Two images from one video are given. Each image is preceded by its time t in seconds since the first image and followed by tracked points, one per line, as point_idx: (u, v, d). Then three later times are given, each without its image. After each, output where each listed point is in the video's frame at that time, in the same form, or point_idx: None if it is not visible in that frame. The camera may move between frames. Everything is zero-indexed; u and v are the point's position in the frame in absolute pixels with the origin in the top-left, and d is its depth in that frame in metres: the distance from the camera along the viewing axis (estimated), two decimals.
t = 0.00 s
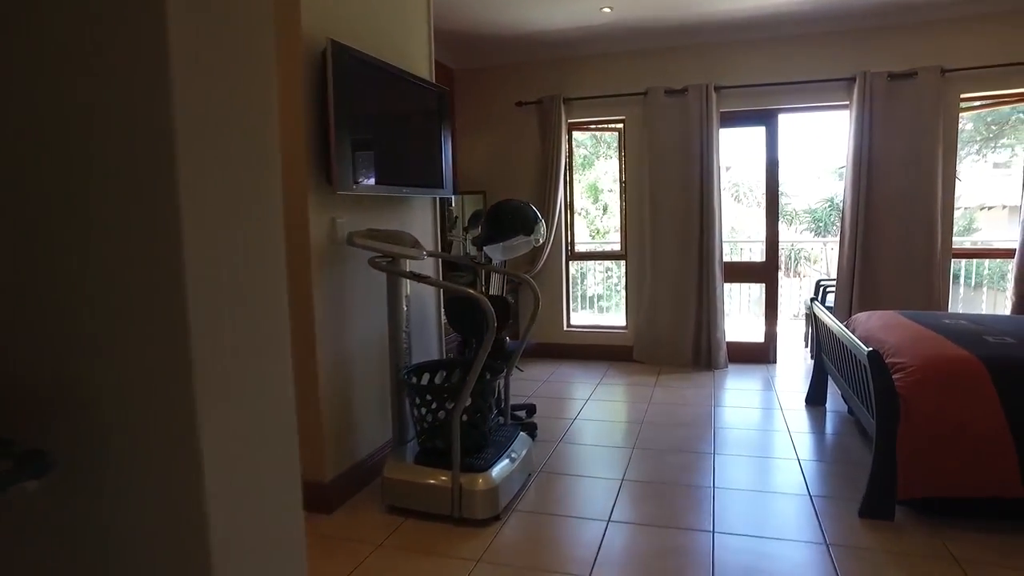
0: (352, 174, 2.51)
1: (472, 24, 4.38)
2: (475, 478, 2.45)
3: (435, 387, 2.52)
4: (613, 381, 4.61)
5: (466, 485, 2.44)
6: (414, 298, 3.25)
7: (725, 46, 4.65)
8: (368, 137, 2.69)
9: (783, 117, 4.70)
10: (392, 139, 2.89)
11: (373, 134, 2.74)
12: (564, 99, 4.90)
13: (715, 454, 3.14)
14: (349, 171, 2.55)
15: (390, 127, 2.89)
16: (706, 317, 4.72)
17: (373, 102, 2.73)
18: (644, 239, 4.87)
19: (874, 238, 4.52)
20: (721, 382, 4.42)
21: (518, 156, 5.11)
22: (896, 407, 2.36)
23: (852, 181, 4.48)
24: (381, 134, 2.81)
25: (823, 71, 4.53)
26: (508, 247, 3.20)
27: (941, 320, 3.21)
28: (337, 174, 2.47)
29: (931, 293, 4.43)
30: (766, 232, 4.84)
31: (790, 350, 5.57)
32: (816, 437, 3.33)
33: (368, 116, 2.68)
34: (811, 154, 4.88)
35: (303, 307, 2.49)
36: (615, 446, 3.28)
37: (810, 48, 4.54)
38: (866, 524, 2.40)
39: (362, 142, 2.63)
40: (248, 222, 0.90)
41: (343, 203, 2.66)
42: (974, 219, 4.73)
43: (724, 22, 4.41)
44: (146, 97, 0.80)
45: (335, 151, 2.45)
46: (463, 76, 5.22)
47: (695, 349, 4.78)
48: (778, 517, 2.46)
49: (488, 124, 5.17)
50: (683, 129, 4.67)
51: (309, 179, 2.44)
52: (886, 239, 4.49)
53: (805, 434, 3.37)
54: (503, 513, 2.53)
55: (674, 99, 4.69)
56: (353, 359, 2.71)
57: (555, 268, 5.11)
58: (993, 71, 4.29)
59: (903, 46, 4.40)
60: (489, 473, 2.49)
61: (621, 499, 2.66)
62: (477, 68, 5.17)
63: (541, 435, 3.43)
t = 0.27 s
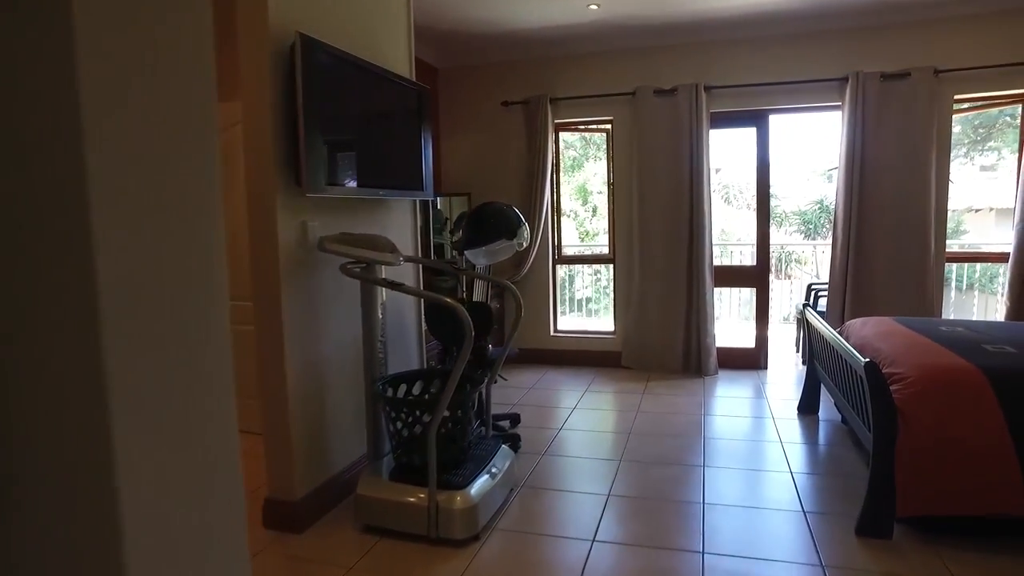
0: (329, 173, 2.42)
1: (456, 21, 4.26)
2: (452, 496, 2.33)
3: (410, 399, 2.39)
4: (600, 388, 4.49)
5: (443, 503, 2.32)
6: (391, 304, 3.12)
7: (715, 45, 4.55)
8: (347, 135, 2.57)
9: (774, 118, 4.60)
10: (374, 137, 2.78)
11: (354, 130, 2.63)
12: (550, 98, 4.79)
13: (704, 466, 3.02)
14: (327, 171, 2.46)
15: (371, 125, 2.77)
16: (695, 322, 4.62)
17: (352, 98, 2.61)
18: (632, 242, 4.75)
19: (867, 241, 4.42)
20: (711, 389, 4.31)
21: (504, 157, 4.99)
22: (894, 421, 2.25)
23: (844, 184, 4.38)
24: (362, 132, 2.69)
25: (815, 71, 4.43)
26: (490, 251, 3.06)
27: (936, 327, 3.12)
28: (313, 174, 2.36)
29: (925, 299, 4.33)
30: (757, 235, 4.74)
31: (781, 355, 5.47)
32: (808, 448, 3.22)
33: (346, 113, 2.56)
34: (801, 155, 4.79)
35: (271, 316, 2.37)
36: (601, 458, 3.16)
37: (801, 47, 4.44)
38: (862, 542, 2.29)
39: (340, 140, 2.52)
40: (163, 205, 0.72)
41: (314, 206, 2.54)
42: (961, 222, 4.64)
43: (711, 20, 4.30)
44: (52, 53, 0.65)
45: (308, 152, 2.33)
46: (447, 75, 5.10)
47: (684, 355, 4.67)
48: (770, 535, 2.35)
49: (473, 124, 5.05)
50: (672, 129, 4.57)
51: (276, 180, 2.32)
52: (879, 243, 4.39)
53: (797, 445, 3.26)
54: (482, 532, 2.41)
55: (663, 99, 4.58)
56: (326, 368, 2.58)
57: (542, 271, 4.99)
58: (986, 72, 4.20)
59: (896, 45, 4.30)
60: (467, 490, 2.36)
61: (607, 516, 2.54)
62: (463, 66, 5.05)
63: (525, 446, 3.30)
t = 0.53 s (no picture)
0: (309, 174, 2.36)
1: (436, 16, 4.13)
2: (424, 514, 2.20)
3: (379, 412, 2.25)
4: (586, 395, 4.36)
5: (414, 521, 2.19)
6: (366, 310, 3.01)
7: (704, 42, 4.43)
8: (317, 132, 2.46)
9: (763, 117, 4.50)
10: (345, 134, 2.66)
11: (324, 127, 2.52)
12: (534, 96, 4.67)
13: (691, 477, 2.90)
14: (306, 171, 2.40)
15: (342, 122, 2.64)
16: (684, 326, 4.50)
17: (320, 93, 2.49)
18: (619, 245, 4.63)
19: (858, 244, 4.31)
20: (700, 395, 4.19)
21: (487, 157, 4.86)
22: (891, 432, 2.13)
23: (835, 185, 4.27)
24: (332, 128, 2.58)
25: (806, 69, 4.32)
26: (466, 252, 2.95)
27: (932, 332, 3.00)
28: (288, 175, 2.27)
29: (917, 303, 4.22)
30: (746, 237, 4.63)
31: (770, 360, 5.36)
32: (799, 458, 3.10)
33: (315, 109, 2.44)
34: (791, 155, 4.68)
35: (231, 324, 2.22)
36: (585, 469, 3.03)
37: (792, 44, 4.33)
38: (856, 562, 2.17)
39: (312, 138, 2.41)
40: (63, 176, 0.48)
41: (280, 206, 2.39)
42: (948, 224, 4.55)
43: (699, 16, 4.19)
44: None
45: (277, 152, 2.20)
46: (430, 72, 4.96)
47: (672, 359, 4.55)
48: (759, 553, 2.23)
49: (456, 122, 4.92)
50: (659, 129, 4.45)
51: (237, 179, 2.16)
52: (871, 246, 4.28)
53: (788, 454, 3.15)
54: (456, 552, 2.27)
55: (650, 97, 4.47)
56: (292, 378, 2.44)
57: (526, 274, 4.86)
58: (979, 71, 4.11)
59: (888, 43, 4.20)
60: (439, 509, 2.23)
61: (588, 534, 2.41)
62: (445, 64, 4.92)
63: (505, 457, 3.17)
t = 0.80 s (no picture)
0: (284, 176, 2.30)
1: (415, 12, 3.98)
2: (392, 539, 2.05)
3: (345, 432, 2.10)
4: (571, 404, 4.21)
5: (381, 547, 2.05)
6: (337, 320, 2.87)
7: (692, 40, 4.31)
8: (283, 132, 2.33)
9: (752, 117, 4.38)
10: (314, 133, 2.53)
11: (291, 126, 2.39)
12: (518, 96, 4.53)
13: (679, 495, 2.76)
14: (281, 173, 2.34)
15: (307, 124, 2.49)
16: (672, 332, 4.36)
17: (286, 90, 2.35)
18: (604, 249, 4.49)
19: (850, 248, 4.19)
20: (689, 404, 4.06)
21: (469, 158, 4.71)
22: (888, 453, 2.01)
23: (826, 188, 4.15)
24: (300, 127, 2.45)
25: (797, 68, 4.20)
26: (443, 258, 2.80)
27: (929, 342, 2.88)
28: (259, 178, 2.20)
29: (911, 309, 4.10)
30: (736, 240, 4.50)
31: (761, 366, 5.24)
32: (791, 472, 2.97)
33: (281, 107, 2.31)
34: (781, 156, 4.57)
35: (185, 337, 2.06)
36: (568, 486, 2.89)
37: (782, 43, 4.21)
38: None
39: (279, 139, 2.29)
40: None
41: (240, 210, 2.24)
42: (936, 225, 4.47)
43: (687, 13, 4.05)
44: None
45: (238, 157, 2.07)
46: (410, 70, 4.82)
47: (660, 367, 4.42)
48: None
49: (438, 122, 4.78)
50: (646, 129, 4.32)
51: (188, 181, 2.00)
52: (863, 250, 4.16)
53: (779, 468, 3.02)
54: None
55: (637, 97, 4.33)
56: (253, 395, 2.29)
57: (510, 279, 4.72)
58: (973, 71, 3.99)
59: (879, 42, 4.09)
60: (409, 534, 2.09)
61: (569, 558, 2.27)
62: (426, 62, 4.78)
63: (485, 474, 3.02)
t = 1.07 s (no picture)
0: (261, 178, 2.23)
1: (396, 7, 3.84)
2: (358, 567, 1.91)
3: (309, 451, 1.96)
4: (558, 413, 4.07)
5: None
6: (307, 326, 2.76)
7: (682, 37, 4.18)
8: (252, 131, 2.21)
9: (744, 116, 4.26)
10: (284, 133, 2.40)
11: (261, 125, 2.28)
12: (503, 94, 4.39)
13: (668, 513, 2.63)
14: (259, 175, 2.28)
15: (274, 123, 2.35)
16: (662, 339, 4.22)
17: (254, 87, 2.23)
18: (592, 253, 4.35)
19: (845, 252, 4.07)
20: (679, 413, 3.93)
21: (454, 159, 4.57)
22: (889, 473, 1.88)
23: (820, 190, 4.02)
24: (270, 127, 2.34)
25: (790, 66, 4.07)
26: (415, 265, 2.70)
27: (929, 351, 2.75)
28: (234, 181, 2.13)
29: (907, 316, 3.98)
30: (728, 243, 4.38)
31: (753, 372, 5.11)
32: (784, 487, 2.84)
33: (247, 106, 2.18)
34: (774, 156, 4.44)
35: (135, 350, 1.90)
36: (552, 503, 2.75)
37: (775, 39, 4.08)
38: None
39: (248, 140, 2.19)
40: None
41: (197, 214, 2.09)
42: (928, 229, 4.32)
43: (677, 9, 3.92)
44: None
45: (201, 160, 1.96)
46: (393, 68, 4.67)
47: (649, 374, 4.29)
48: None
49: (421, 121, 4.63)
50: (635, 130, 4.18)
51: (137, 182, 1.85)
52: (858, 255, 4.04)
53: (772, 483, 2.89)
54: None
55: (626, 96, 4.20)
56: (213, 411, 2.13)
57: (496, 283, 4.58)
58: (971, 70, 3.87)
59: (875, 39, 3.96)
60: (377, 561, 1.94)
61: None
62: (410, 59, 4.63)
63: (465, 489, 2.88)
